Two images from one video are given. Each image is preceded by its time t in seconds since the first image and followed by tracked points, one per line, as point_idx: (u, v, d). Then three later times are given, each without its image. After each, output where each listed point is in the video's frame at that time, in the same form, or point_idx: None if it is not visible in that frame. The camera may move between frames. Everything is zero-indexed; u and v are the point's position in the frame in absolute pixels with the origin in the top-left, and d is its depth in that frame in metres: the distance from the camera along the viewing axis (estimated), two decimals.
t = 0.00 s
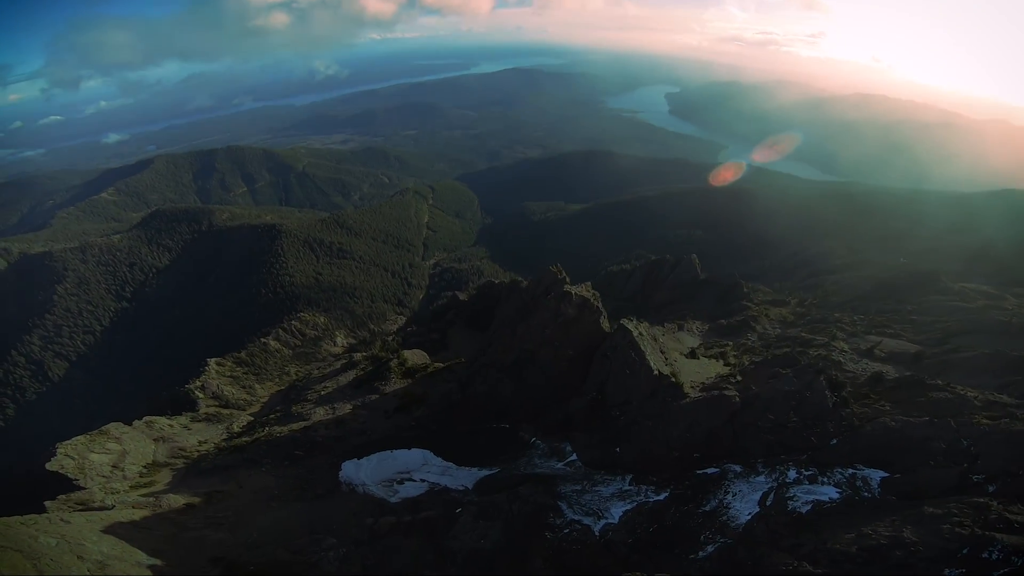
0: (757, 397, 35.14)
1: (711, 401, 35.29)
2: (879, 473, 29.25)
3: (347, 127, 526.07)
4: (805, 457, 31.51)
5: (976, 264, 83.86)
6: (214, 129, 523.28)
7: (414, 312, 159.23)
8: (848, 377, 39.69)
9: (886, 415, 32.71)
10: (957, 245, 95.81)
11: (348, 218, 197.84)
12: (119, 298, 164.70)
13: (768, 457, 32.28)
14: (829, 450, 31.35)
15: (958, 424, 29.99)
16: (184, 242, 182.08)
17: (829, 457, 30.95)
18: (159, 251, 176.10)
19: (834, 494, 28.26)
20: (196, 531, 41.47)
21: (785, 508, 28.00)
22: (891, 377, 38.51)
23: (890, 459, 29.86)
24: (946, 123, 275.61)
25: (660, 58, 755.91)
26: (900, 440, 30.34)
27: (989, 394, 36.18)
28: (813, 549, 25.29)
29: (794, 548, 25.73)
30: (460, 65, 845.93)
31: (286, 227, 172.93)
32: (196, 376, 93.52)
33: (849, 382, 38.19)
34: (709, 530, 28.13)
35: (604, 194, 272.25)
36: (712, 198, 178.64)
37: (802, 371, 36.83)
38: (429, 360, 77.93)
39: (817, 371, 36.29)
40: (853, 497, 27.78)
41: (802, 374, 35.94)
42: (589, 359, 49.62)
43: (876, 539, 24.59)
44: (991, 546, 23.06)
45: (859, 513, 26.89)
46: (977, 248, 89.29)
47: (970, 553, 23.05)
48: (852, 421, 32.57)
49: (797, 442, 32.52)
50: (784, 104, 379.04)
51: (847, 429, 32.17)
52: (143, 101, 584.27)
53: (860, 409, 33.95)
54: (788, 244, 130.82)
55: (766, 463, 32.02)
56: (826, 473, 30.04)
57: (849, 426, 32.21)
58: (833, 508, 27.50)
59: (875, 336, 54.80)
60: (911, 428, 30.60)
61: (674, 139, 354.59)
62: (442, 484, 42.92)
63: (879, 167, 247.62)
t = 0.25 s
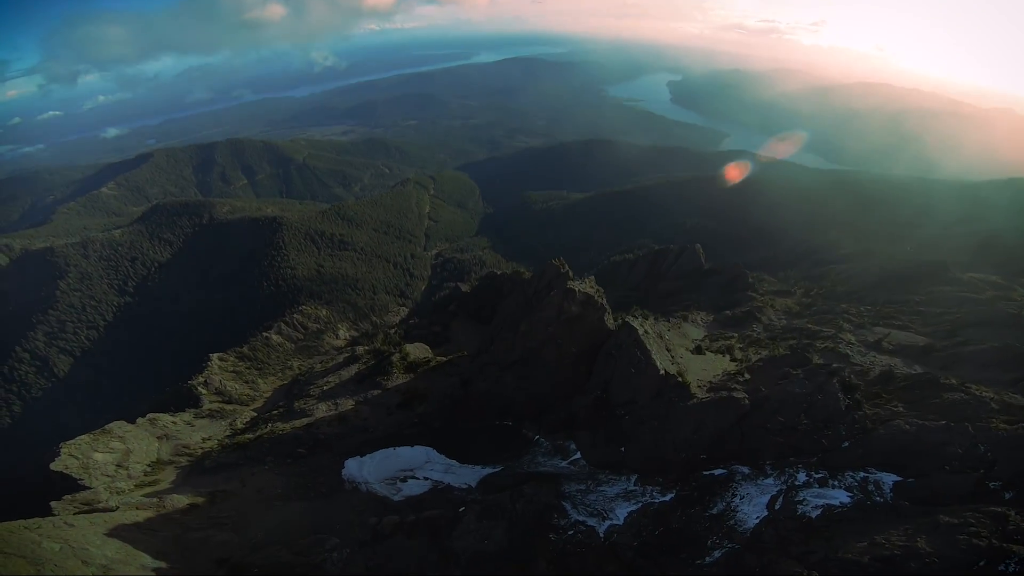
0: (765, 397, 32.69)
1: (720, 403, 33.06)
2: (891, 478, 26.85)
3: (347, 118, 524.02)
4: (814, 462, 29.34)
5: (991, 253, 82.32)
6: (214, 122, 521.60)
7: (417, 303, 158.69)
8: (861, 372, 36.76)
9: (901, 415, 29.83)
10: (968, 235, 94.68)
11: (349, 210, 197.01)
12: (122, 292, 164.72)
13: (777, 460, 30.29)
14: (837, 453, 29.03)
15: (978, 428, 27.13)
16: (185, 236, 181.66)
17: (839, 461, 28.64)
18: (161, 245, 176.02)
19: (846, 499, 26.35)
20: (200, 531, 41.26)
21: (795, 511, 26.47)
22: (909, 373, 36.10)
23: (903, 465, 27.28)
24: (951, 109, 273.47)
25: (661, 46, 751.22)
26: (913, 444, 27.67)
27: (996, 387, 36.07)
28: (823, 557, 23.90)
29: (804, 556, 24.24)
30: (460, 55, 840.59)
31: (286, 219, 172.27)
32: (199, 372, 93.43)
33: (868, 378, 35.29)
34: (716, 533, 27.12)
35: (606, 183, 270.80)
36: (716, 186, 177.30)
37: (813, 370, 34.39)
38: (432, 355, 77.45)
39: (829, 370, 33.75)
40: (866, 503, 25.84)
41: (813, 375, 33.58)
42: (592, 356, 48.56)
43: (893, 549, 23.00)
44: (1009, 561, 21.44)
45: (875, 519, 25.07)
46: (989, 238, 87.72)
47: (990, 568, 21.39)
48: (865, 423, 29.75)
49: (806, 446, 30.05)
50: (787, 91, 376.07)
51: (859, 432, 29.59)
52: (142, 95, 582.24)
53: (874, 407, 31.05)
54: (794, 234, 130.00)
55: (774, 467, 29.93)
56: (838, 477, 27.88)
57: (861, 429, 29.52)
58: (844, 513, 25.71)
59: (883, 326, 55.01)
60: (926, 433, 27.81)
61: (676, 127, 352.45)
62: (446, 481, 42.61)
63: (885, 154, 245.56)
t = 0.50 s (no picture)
0: (773, 397, 31.37)
1: (726, 403, 31.76)
2: (901, 480, 26.06)
3: (345, 108, 520.99)
4: (822, 463, 28.43)
5: (999, 249, 82.98)
6: (211, 114, 518.79)
7: (417, 294, 158.07)
8: (869, 367, 35.44)
9: (913, 416, 28.65)
10: (973, 229, 96.19)
11: (348, 200, 195.87)
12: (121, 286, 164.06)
13: (784, 459, 29.31)
14: (846, 454, 28.06)
15: (992, 431, 25.85)
16: (182, 228, 180.67)
17: (848, 463, 27.66)
18: (159, 239, 175.26)
19: (854, 502, 25.63)
20: (202, 532, 40.97)
21: (803, 515, 25.52)
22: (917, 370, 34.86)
23: (912, 467, 26.29)
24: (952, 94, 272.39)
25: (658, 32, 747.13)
26: (924, 448, 26.52)
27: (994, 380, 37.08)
28: (832, 565, 22.41)
29: (811, 562, 23.04)
30: (457, 43, 835.25)
31: (284, 211, 171.31)
32: (199, 367, 93.05)
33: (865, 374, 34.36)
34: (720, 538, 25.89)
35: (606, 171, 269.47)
36: (717, 174, 176.35)
37: (821, 369, 33.06)
38: (432, 348, 76.97)
39: (837, 368, 32.43)
40: (875, 507, 25.09)
41: (822, 374, 32.13)
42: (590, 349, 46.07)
43: (905, 562, 21.46)
44: None
45: (885, 524, 24.19)
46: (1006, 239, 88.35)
47: None
48: (875, 424, 28.62)
49: (814, 447, 28.98)
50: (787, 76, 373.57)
51: (869, 434, 28.39)
52: (137, 88, 578.33)
53: (884, 407, 29.89)
54: (796, 223, 129.62)
55: (781, 469, 29.01)
56: (846, 479, 27.07)
57: (872, 431, 28.30)
58: (853, 518, 24.94)
59: (888, 319, 56.33)
60: (939, 437, 26.63)
61: (676, 115, 350.75)
62: (447, 479, 42.36)
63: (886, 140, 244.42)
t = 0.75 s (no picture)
0: (779, 397, 30.04)
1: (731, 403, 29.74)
2: (911, 481, 24.96)
3: (338, 100, 517.61)
4: (830, 465, 26.83)
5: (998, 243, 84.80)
6: (202, 108, 515.10)
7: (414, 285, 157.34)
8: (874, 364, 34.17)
9: (924, 415, 27.27)
10: (972, 222, 97.60)
11: (342, 192, 194.52)
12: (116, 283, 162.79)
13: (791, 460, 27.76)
14: (854, 455, 26.66)
15: (1005, 432, 24.82)
16: (176, 224, 179.29)
17: (855, 463, 26.38)
18: (153, 235, 173.98)
19: (862, 505, 24.48)
20: (202, 535, 40.42)
21: (809, 518, 24.59)
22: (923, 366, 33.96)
23: (923, 468, 25.14)
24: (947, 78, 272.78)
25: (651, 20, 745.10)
26: (935, 448, 25.30)
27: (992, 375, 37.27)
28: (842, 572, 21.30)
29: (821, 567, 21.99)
30: (449, 33, 829.76)
31: (278, 204, 170.07)
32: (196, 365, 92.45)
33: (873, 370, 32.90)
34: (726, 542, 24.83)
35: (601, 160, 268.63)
36: (714, 160, 175.66)
37: (829, 368, 31.59)
38: (429, 342, 76.43)
39: (846, 368, 30.87)
40: (884, 511, 24.01)
41: (830, 374, 30.49)
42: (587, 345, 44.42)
43: (913, 563, 20.88)
44: None
45: (895, 527, 23.27)
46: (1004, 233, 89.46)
47: None
48: (885, 425, 27.19)
49: (820, 447, 27.54)
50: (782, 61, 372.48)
51: (878, 433, 26.90)
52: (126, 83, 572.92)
53: (894, 406, 28.55)
54: (795, 210, 129.89)
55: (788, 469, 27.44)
56: (854, 480, 25.79)
57: (882, 430, 26.86)
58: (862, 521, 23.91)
59: (886, 305, 57.96)
60: (952, 437, 25.36)
61: (671, 103, 350.00)
62: (448, 477, 42.02)
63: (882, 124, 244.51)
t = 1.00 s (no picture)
0: (784, 395, 28.32)
1: (735, 404, 28.40)
2: (918, 481, 24.09)
3: (326, 92, 513.01)
4: (834, 464, 25.96)
5: (991, 225, 86.21)
6: (189, 103, 509.35)
7: (409, 277, 156.48)
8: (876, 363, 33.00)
9: (932, 413, 26.17)
10: (969, 202, 98.17)
11: (333, 185, 192.57)
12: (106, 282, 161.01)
13: (794, 459, 26.74)
14: (860, 454, 25.65)
15: (1014, 432, 23.82)
16: (165, 221, 177.26)
17: (862, 461, 25.43)
18: (142, 232, 172.01)
19: (869, 505, 23.65)
20: (202, 540, 39.72)
21: (816, 519, 23.78)
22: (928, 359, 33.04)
23: (930, 468, 24.23)
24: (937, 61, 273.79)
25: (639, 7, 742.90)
26: (943, 448, 24.25)
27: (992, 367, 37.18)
28: None
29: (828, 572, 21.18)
30: (437, 23, 823.55)
31: (269, 198, 168.42)
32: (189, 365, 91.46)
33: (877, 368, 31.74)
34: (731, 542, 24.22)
35: (593, 148, 267.68)
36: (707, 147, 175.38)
37: (834, 365, 30.18)
38: (425, 337, 75.79)
39: (852, 366, 29.45)
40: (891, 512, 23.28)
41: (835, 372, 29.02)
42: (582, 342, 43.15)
43: (926, 570, 19.97)
44: None
45: (905, 530, 22.43)
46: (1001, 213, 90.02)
47: None
48: (892, 424, 25.99)
49: (825, 446, 26.48)
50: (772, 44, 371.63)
51: (884, 432, 25.79)
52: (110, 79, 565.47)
53: (900, 405, 27.38)
54: (788, 197, 130.07)
55: (794, 471, 26.26)
56: (860, 481, 24.92)
57: (888, 429, 25.68)
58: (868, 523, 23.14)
59: (885, 294, 59.75)
60: (960, 438, 24.27)
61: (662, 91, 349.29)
62: (447, 476, 41.55)
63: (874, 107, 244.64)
